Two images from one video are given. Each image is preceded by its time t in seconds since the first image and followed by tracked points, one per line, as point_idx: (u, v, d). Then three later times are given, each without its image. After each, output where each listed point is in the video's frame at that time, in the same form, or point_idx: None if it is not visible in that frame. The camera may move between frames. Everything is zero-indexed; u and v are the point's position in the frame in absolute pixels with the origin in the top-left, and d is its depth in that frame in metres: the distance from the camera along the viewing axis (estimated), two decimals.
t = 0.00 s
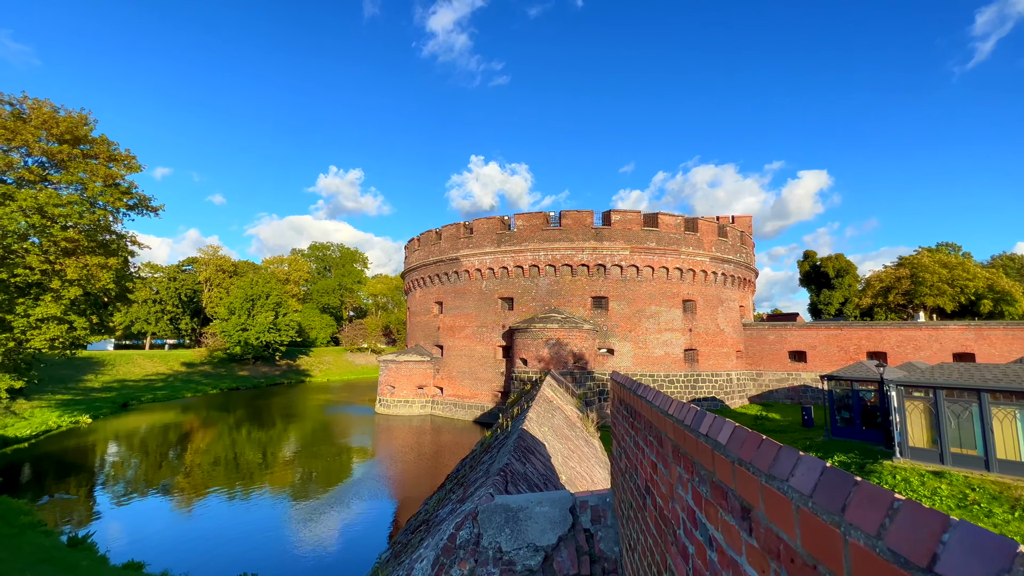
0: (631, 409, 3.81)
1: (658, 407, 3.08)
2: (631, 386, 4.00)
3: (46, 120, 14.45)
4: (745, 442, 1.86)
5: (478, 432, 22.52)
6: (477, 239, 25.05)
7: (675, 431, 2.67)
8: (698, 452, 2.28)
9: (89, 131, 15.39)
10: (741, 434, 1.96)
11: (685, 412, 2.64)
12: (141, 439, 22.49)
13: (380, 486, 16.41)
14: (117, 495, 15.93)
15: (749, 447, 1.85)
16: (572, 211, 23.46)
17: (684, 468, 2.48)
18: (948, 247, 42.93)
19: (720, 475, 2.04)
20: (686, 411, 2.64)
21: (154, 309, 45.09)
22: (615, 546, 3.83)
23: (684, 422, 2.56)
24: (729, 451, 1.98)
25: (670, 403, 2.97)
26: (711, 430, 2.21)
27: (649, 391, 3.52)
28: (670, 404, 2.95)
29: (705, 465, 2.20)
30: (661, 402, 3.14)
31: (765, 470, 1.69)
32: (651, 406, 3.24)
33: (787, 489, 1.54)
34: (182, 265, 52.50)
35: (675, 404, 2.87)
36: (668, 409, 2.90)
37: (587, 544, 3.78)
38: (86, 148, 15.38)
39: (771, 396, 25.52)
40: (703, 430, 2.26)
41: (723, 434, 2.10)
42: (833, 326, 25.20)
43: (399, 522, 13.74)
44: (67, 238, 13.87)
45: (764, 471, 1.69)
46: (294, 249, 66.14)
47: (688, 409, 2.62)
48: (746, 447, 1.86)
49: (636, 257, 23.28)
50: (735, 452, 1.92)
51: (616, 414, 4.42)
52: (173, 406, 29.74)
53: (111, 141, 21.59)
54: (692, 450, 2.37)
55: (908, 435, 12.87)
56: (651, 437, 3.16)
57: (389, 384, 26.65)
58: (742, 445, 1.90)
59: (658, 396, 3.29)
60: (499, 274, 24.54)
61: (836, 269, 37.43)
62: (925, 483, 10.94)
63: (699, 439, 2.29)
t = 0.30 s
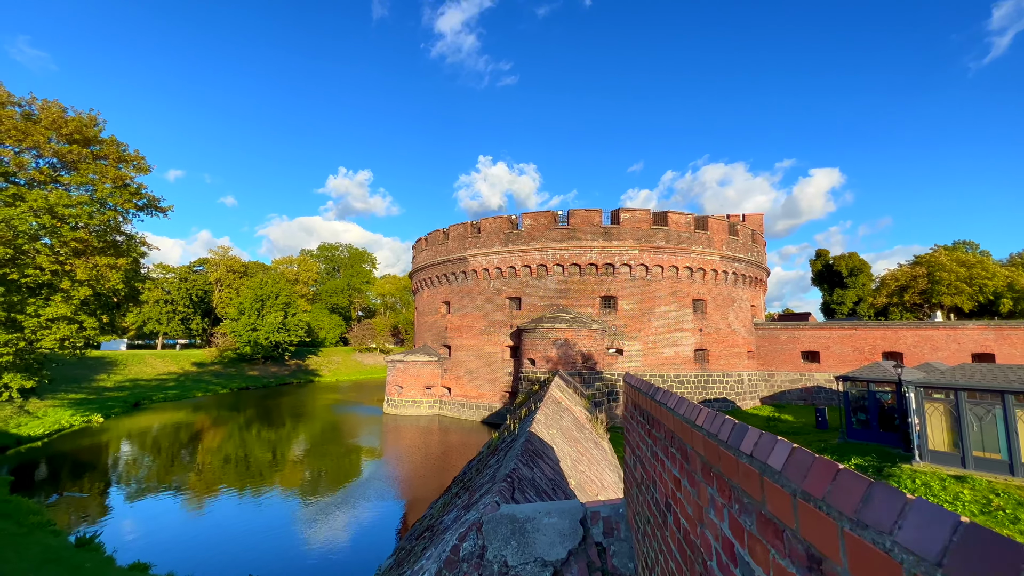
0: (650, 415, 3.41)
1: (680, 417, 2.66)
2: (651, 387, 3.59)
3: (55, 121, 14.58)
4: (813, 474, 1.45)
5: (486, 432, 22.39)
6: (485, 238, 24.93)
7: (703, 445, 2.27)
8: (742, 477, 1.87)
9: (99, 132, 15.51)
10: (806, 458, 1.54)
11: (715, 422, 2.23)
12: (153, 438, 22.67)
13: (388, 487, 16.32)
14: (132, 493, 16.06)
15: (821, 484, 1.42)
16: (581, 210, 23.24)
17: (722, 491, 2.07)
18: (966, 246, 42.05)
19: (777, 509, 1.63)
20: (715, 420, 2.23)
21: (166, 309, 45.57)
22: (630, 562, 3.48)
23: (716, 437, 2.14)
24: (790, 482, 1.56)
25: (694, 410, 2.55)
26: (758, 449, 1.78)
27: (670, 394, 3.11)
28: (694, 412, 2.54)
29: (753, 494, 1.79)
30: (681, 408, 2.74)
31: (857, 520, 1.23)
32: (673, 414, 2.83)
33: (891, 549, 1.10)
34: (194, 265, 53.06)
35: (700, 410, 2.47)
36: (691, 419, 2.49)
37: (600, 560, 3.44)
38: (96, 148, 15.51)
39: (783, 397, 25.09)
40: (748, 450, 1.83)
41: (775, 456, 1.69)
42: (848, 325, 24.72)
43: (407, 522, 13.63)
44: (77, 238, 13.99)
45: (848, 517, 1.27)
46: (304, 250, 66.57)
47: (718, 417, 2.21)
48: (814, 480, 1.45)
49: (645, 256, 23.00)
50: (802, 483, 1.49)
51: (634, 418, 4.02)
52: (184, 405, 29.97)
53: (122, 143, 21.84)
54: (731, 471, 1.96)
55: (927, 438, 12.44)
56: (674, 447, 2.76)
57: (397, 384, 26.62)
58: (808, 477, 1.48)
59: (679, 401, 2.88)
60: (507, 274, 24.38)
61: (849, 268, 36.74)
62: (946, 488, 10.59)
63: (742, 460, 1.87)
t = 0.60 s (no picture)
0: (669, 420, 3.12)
1: (706, 424, 2.36)
2: (669, 389, 3.30)
3: (61, 121, 14.64)
4: (917, 513, 1.04)
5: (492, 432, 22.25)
6: (491, 237, 24.80)
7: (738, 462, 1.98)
8: (792, 503, 1.57)
9: (105, 132, 15.57)
10: (895, 489, 1.18)
11: (753, 436, 1.92)
12: (162, 437, 22.76)
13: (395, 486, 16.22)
14: (140, 491, 16.07)
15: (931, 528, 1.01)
16: (587, 208, 23.04)
17: (764, 517, 1.77)
18: (981, 244, 41.29)
19: (847, 551, 1.31)
20: (754, 432, 1.92)
21: (175, 309, 45.87)
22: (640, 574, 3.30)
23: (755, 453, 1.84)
24: (874, 520, 1.20)
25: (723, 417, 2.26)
26: (815, 471, 1.49)
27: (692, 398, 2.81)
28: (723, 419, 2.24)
29: (810, 529, 1.48)
30: (706, 413, 2.44)
31: None
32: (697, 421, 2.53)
33: None
34: (203, 266, 53.45)
35: (730, 419, 2.17)
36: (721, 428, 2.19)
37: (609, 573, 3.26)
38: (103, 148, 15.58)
39: (794, 398, 24.72)
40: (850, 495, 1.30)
41: (840, 480, 1.40)
42: (859, 325, 24.31)
43: (414, 522, 13.52)
44: (83, 237, 14.04)
45: None
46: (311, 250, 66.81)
47: (758, 427, 1.91)
48: (912, 521, 1.07)
49: (652, 255, 22.74)
50: (892, 521, 1.12)
51: (649, 422, 3.74)
52: (192, 405, 30.11)
53: (130, 144, 21.98)
54: (778, 497, 1.66)
55: (945, 440, 12.24)
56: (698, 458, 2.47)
57: (403, 384, 26.57)
58: (901, 514, 1.11)
59: (701, 405, 2.59)
60: (513, 273, 24.22)
61: (860, 267, 36.22)
62: (965, 492, 10.30)
63: (795, 482, 1.56)
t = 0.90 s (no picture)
0: (687, 429, 2.87)
1: (739, 441, 2.09)
2: (687, 395, 3.05)
3: (66, 121, 14.68)
4: None
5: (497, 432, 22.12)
6: (496, 237, 24.67)
7: (788, 492, 1.69)
8: (872, 557, 1.24)
9: (109, 131, 15.60)
10: None
11: (802, 459, 1.65)
12: (170, 436, 22.81)
13: (400, 486, 16.10)
14: (149, 490, 16.09)
15: None
16: (593, 207, 22.84)
17: (822, 564, 1.50)
18: (994, 242, 40.65)
19: None
20: (805, 454, 1.64)
21: (182, 309, 46.11)
22: None
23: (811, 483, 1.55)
24: None
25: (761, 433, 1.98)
26: (908, 519, 1.10)
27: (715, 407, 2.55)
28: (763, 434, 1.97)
29: None
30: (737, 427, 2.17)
31: None
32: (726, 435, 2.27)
33: None
34: (210, 266, 53.73)
35: (769, 435, 1.90)
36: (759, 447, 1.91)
37: None
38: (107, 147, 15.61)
39: (803, 399, 24.38)
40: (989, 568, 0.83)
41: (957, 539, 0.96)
42: (870, 325, 23.95)
43: (419, 522, 13.42)
44: (87, 236, 14.05)
45: None
46: (316, 250, 67.01)
47: (811, 449, 1.62)
48: None
49: (659, 254, 22.50)
50: None
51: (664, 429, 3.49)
52: (199, 404, 30.21)
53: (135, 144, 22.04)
54: (849, 546, 1.34)
55: (961, 443, 11.96)
56: (727, 479, 2.21)
57: (408, 384, 26.51)
58: None
59: (727, 415, 2.33)
60: (518, 273, 24.06)
61: (869, 266, 35.76)
62: (982, 496, 10.02)
63: (875, 529, 1.23)
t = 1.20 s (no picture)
0: (708, 441, 2.55)
1: (778, 462, 1.71)
2: (708, 403, 2.71)
3: (70, 121, 14.72)
4: None
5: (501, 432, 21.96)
6: (500, 235, 24.52)
7: (862, 540, 1.25)
8: None
9: (114, 130, 15.63)
10: None
11: (885, 500, 1.19)
12: (177, 436, 22.84)
13: (404, 487, 15.97)
14: (156, 489, 16.08)
15: None
16: (598, 206, 22.63)
17: None
18: (1006, 241, 40.02)
19: None
20: (891, 493, 1.18)
21: (189, 309, 46.31)
22: None
23: (904, 536, 1.08)
24: None
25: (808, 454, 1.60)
26: None
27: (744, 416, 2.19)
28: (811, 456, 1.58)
29: None
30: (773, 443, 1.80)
31: None
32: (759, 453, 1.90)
33: None
34: (216, 266, 53.97)
35: (827, 460, 1.48)
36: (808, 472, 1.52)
37: None
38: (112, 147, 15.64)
39: (812, 399, 24.05)
40: None
41: None
42: (880, 324, 23.57)
43: (424, 522, 13.28)
44: (91, 236, 14.04)
45: None
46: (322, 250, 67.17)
47: (900, 485, 1.16)
48: None
49: (665, 253, 22.25)
50: None
51: (682, 438, 3.18)
52: (205, 404, 30.28)
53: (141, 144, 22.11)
54: None
55: (977, 445, 11.66)
56: (764, 505, 1.85)
57: (412, 383, 26.43)
58: None
59: (759, 427, 1.97)
60: (523, 272, 23.90)
61: (879, 265, 35.34)
62: (1000, 500, 9.73)
63: None
